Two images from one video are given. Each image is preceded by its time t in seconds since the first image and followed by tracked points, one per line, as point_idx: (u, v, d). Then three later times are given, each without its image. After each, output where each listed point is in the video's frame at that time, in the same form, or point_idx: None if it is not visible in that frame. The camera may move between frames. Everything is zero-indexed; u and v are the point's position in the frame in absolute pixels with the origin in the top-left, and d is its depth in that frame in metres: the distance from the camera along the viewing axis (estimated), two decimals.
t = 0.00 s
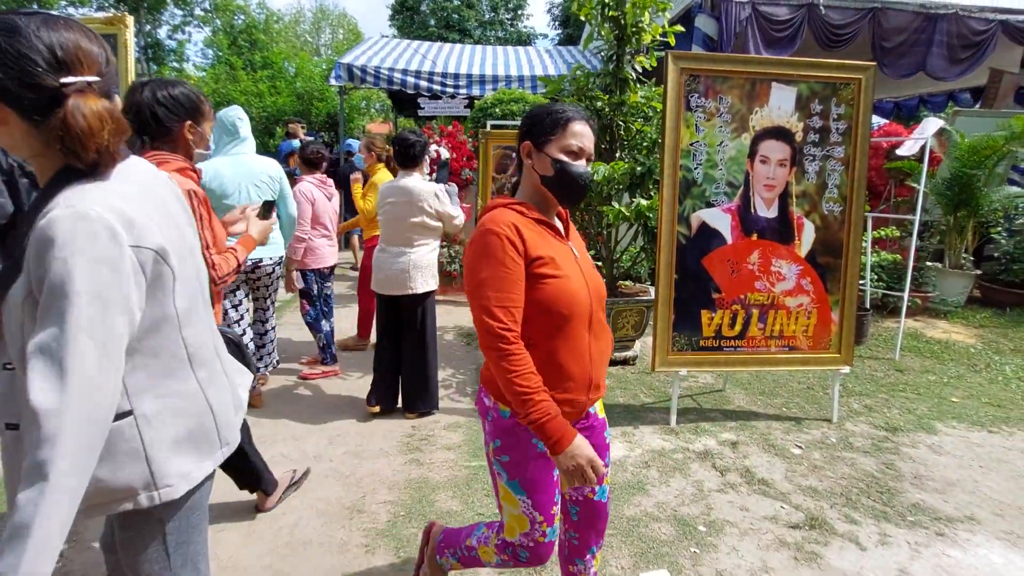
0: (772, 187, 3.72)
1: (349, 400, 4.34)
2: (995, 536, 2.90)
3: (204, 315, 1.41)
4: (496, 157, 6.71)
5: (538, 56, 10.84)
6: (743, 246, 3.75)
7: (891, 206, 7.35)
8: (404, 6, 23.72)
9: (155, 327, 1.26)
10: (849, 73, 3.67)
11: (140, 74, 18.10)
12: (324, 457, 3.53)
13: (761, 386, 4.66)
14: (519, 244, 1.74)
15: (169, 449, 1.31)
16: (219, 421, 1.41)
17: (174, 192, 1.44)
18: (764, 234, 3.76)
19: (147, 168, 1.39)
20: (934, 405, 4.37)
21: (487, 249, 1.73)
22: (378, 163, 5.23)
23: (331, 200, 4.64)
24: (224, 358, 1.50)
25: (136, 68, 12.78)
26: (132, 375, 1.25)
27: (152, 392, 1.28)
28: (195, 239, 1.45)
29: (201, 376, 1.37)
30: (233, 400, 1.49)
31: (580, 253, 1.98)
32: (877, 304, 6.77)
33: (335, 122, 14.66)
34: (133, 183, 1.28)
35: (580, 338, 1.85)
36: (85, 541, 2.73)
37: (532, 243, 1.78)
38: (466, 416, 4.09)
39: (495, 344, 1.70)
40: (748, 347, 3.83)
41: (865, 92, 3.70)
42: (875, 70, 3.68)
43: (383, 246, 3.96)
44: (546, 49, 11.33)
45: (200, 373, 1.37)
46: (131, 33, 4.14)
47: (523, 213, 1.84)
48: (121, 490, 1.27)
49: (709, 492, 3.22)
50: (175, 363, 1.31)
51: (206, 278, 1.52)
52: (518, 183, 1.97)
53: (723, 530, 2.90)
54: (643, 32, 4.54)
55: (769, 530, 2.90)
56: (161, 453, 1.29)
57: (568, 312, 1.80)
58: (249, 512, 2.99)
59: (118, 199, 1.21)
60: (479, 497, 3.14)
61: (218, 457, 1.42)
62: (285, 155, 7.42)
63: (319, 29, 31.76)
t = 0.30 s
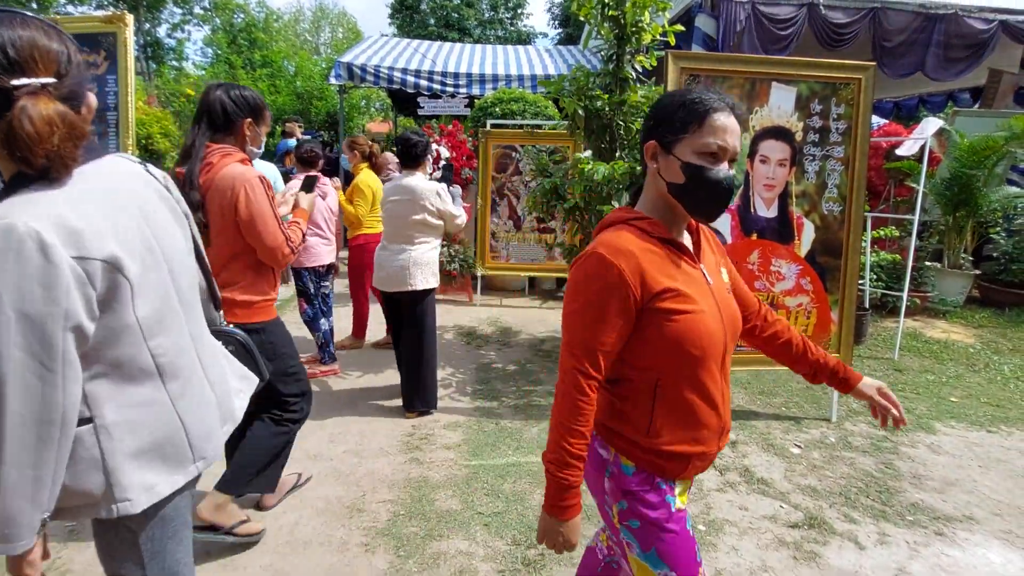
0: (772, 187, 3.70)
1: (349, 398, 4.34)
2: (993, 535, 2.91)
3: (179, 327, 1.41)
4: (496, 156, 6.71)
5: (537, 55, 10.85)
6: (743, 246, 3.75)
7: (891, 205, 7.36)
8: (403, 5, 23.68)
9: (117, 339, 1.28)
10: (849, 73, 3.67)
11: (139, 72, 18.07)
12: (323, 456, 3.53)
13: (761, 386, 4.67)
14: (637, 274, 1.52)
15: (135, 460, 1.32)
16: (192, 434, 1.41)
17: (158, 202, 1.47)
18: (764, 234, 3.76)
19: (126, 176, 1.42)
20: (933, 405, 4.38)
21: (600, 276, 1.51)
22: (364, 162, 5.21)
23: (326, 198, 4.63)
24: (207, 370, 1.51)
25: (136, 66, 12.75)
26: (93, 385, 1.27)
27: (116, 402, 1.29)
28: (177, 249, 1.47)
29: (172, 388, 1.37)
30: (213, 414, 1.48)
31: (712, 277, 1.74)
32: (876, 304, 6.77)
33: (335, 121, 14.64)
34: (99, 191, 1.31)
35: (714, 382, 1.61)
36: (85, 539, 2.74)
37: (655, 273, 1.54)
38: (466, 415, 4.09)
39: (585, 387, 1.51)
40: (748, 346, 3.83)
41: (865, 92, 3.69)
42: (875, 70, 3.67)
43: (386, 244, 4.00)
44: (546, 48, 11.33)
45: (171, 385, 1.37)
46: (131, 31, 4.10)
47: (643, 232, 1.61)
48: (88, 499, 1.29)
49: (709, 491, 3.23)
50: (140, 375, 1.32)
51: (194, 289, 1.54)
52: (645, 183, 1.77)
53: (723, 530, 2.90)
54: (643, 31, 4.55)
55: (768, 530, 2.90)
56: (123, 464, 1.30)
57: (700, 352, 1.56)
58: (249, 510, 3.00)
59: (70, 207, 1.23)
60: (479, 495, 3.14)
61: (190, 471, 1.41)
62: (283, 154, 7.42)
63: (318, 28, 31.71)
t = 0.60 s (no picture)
0: (772, 187, 3.65)
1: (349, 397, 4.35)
2: (993, 535, 2.91)
3: (150, 333, 1.45)
4: (496, 156, 6.70)
5: (538, 54, 10.85)
6: (743, 246, 3.75)
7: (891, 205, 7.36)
8: (403, 4, 23.68)
9: (80, 337, 1.32)
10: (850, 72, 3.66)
11: (140, 71, 18.07)
12: (324, 455, 3.53)
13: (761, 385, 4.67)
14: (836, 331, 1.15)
15: (84, 458, 1.35)
16: (148, 442, 1.43)
17: (150, 212, 1.52)
18: (765, 234, 3.75)
19: (121, 183, 1.47)
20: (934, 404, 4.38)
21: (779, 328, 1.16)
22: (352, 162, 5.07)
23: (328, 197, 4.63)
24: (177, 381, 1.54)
25: (137, 66, 12.74)
26: (54, 380, 1.32)
27: (73, 399, 1.33)
28: (159, 257, 1.51)
29: (132, 391, 1.40)
30: (174, 424, 1.50)
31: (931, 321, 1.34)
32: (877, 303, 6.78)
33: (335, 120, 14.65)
34: (87, 192, 1.37)
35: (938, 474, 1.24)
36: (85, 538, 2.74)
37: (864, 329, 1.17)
38: (466, 414, 4.09)
39: (771, 485, 1.18)
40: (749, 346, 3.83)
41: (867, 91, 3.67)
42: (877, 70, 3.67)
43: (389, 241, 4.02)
44: (547, 47, 11.33)
45: (132, 390, 1.40)
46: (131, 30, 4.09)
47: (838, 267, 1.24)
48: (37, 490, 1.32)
49: (709, 491, 3.23)
50: (101, 375, 1.35)
51: (175, 298, 1.58)
52: (820, 191, 1.40)
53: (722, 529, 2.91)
54: (643, 31, 4.53)
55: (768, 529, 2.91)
56: (71, 459, 1.33)
57: (931, 436, 1.17)
58: (249, 509, 3.00)
59: (51, 205, 1.29)
60: (480, 494, 3.14)
61: (141, 478, 1.43)
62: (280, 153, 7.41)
63: (319, 27, 31.72)
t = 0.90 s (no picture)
0: (773, 186, 3.72)
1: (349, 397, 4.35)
2: (994, 535, 2.91)
3: (118, 330, 1.47)
4: (497, 155, 6.70)
5: (539, 54, 10.84)
6: (743, 245, 3.75)
7: (892, 205, 7.36)
8: (404, 3, 23.66)
9: (43, 325, 1.34)
10: (851, 71, 3.67)
11: (140, 70, 18.06)
12: (323, 454, 3.53)
13: (762, 385, 4.66)
14: None
15: (35, 446, 1.37)
16: (100, 437, 1.44)
17: (136, 213, 1.56)
18: (765, 234, 3.76)
19: (109, 182, 1.50)
20: (934, 404, 4.37)
21: None
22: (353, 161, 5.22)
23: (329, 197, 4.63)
24: (144, 380, 1.55)
25: (137, 65, 12.72)
26: (15, 366, 1.35)
27: (31, 387, 1.36)
28: (139, 256, 1.54)
29: (90, 386, 1.42)
30: (133, 423, 1.51)
31: None
32: (877, 303, 6.77)
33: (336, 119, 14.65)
34: (71, 186, 1.41)
35: None
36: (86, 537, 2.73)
37: None
38: (466, 413, 4.09)
39: None
40: (749, 345, 3.83)
41: (866, 91, 3.69)
42: (876, 70, 3.68)
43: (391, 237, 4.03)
44: (547, 47, 11.32)
45: (88, 383, 1.41)
46: (132, 28, 4.09)
47: None
48: None
49: (710, 490, 3.23)
50: (60, 366, 1.38)
51: (155, 298, 1.60)
52: None
53: (723, 528, 2.90)
54: (643, 30, 4.52)
55: (768, 529, 2.91)
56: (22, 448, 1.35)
57: None
58: (248, 508, 3.00)
59: (35, 197, 1.33)
60: (480, 493, 3.14)
61: (91, 473, 1.44)
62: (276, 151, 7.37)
63: (319, 26, 31.71)
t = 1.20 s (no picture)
0: (774, 185, 3.71)
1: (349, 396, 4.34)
2: (995, 535, 2.90)
3: (116, 313, 1.47)
4: (497, 154, 6.70)
5: (540, 53, 10.83)
6: (744, 244, 3.74)
7: (893, 205, 7.35)
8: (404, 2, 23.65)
9: (42, 308, 1.34)
10: (853, 70, 3.66)
11: (141, 69, 18.08)
12: (323, 453, 3.53)
13: (762, 385, 4.66)
14: None
15: (36, 429, 1.36)
16: (103, 419, 1.44)
17: (120, 201, 1.56)
18: (766, 233, 3.75)
19: (92, 171, 1.51)
20: (935, 404, 4.37)
21: None
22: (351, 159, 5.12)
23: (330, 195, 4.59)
24: (144, 363, 1.55)
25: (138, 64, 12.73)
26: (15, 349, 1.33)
27: (30, 370, 1.35)
28: (129, 242, 1.54)
29: (91, 368, 1.42)
30: (133, 406, 1.51)
31: None
32: (878, 303, 6.76)
33: (336, 118, 14.65)
34: (53, 173, 1.41)
35: None
36: (86, 535, 2.72)
37: None
38: (467, 413, 4.08)
39: None
40: (750, 345, 3.82)
41: (868, 89, 3.68)
42: (879, 69, 3.67)
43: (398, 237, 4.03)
44: (548, 46, 11.31)
45: (90, 365, 1.42)
46: (133, 28, 4.08)
47: None
48: None
49: (710, 490, 3.23)
50: (61, 348, 1.37)
51: (147, 284, 1.60)
52: None
53: (724, 528, 2.90)
54: (645, 29, 4.52)
55: (769, 528, 2.90)
56: (26, 431, 1.34)
57: None
58: (247, 506, 3.00)
59: (24, 184, 1.34)
60: (480, 493, 3.14)
61: (92, 455, 1.44)
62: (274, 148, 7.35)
63: (320, 25, 31.72)
